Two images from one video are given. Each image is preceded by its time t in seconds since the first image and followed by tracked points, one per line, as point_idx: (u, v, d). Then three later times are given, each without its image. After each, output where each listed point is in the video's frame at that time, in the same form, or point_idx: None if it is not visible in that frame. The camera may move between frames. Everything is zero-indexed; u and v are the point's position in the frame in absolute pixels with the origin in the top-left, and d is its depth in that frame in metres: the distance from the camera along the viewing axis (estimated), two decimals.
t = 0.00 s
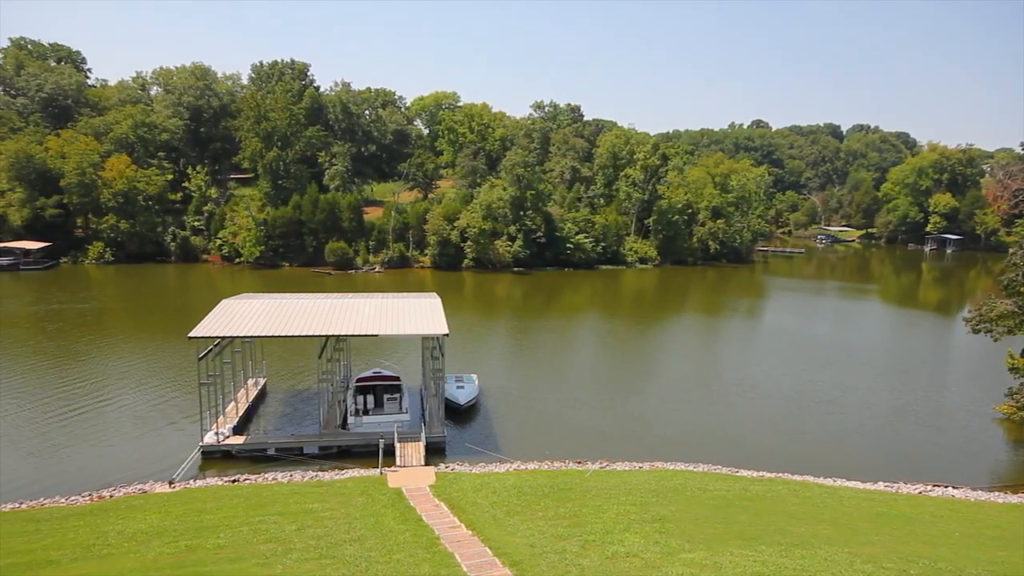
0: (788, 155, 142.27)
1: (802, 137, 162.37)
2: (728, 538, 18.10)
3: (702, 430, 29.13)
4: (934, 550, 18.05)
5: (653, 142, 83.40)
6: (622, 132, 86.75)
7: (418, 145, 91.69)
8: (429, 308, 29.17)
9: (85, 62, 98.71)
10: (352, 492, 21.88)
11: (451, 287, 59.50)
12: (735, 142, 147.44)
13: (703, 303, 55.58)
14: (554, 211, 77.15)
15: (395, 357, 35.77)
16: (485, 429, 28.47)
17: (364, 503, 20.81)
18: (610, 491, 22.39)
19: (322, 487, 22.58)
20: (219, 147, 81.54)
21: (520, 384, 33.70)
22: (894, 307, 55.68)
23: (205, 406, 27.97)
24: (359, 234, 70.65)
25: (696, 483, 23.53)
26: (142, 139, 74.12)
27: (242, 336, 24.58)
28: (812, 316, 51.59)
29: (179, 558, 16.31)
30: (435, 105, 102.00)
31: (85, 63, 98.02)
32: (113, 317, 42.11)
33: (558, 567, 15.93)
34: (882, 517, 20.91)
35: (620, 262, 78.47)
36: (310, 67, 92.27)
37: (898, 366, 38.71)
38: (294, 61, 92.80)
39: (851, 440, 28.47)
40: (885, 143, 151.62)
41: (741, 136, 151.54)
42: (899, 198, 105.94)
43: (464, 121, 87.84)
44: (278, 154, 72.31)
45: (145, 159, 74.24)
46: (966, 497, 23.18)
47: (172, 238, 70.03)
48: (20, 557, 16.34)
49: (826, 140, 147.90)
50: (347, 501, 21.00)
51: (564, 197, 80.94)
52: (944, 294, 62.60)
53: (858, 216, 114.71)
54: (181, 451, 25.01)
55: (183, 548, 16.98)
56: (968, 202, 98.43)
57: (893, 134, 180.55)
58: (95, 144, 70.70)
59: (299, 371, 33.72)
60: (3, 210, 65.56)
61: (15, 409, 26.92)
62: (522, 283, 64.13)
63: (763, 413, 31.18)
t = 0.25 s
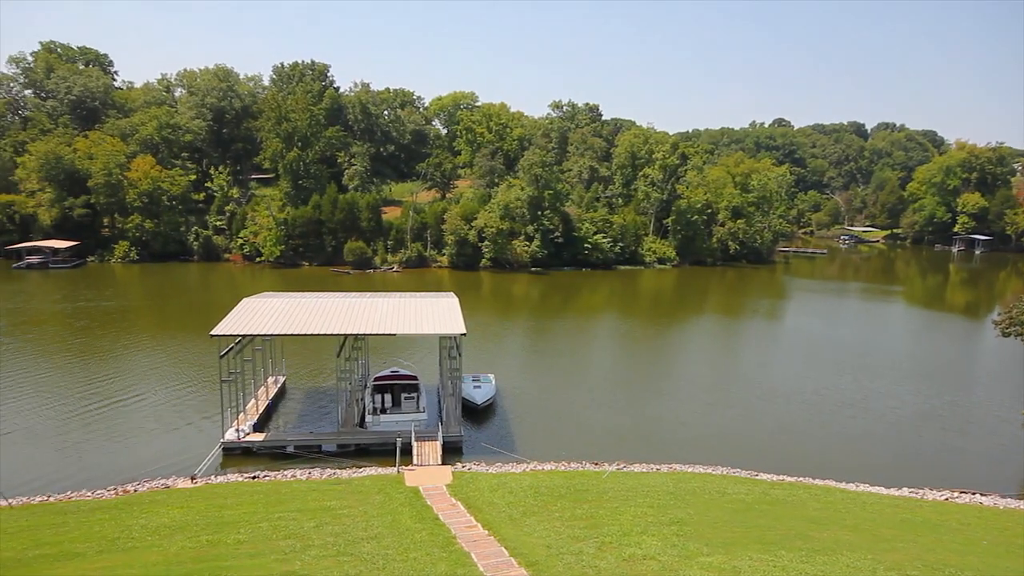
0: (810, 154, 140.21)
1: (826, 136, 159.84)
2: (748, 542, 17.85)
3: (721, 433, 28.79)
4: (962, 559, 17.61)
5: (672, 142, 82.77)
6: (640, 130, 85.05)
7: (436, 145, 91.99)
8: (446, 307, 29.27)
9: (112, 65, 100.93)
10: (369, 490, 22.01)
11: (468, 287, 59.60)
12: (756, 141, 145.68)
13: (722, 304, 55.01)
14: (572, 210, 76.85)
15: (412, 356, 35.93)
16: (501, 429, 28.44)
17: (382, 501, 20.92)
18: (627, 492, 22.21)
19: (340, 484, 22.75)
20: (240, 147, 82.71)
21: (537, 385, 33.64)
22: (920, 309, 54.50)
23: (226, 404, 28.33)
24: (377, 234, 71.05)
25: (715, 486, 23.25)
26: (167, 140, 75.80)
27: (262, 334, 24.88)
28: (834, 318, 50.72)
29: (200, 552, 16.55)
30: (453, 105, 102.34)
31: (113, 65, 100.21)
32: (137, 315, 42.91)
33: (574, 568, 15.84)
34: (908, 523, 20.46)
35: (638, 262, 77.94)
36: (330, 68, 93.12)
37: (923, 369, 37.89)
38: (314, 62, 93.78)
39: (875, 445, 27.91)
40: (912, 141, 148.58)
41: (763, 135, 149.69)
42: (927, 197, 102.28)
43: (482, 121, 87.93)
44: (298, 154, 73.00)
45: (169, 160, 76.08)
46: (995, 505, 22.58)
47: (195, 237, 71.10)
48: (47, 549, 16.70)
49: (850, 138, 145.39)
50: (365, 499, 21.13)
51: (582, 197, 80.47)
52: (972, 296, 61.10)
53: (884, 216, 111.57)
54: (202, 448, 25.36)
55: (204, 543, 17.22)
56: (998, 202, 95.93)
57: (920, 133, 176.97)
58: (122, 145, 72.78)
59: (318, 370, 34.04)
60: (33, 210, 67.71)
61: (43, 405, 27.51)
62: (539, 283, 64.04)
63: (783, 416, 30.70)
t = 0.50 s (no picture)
0: (834, 153, 138.10)
1: (850, 135, 157.28)
2: (768, 547, 17.60)
3: (740, 436, 28.42)
4: (990, 568, 17.17)
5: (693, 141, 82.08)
6: (661, 130, 85.57)
7: (455, 145, 92.33)
8: (465, 307, 29.31)
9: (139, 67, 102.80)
10: (387, 489, 22.13)
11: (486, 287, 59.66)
12: (778, 140, 143.92)
13: (743, 305, 54.37)
14: (591, 210, 76.48)
15: (431, 355, 36.07)
16: (519, 429, 28.43)
17: (399, 499, 21.03)
18: (645, 494, 22.04)
19: (358, 482, 22.91)
20: (262, 148, 83.73)
21: (555, 385, 33.53)
22: (947, 312, 53.32)
23: (248, 401, 28.67)
24: (396, 233, 71.38)
25: (734, 489, 22.97)
26: (191, 141, 77.12)
27: (284, 332, 25.14)
28: (858, 320, 49.84)
29: (220, 547, 16.75)
30: (472, 105, 102.49)
31: (139, 68, 102.11)
32: (161, 313, 43.65)
33: (591, 570, 15.75)
34: (934, 530, 20.01)
35: (657, 263, 77.38)
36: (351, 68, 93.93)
37: (949, 373, 37.05)
38: (335, 63, 94.65)
39: (899, 450, 27.35)
40: (939, 140, 145.58)
41: (785, 134, 147.69)
42: (954, 197, 100.32)
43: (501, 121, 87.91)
44: (318, 154, 73.70)
45: (193, 160, 77.39)
46: None
47: (218, 236, 72.11)
48: (73, 541, 17.04)
49: (875, 137, 142.91)
50: (383, 497, 21.25)
51: (601, 197, 80.09)
52: (1002, 298, 59.60)
53: (909, 216, 109.17)
54: (224, 444, 25.70)
55: (225, 538, 17.44)
56: None
57: (947, 131, 173.48)
58: (148, 146, 74.14)
59: (337, 368, 34.31)
60: (62, 209, 69.47)
61: (70, 401, 28.06)
62: (558, 283, 63.92)
63: (804, 420, 30.25)
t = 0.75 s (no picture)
0: (859, 152, 135.89)
1: (876, 134, 154.59)
2: (789, 551, 17.36)
3: (761, 438, 28.08)
4: None
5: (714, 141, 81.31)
6: (680, 129, 84.44)
7: (474, 145, 92.54)
8: (484, 307, 29.36)
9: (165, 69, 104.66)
10: (405, 487, 22.25)
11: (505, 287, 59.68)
12: (801, 139, 142.06)
13: (765, 306, 53.74)
14: (610, 210, 76.08)
15: (449, 355, 36.20)
16: (537, 429, 28.40)
17: (418, 498, 21.12)
18: (664, 496, 21.88)
19: (377, 480, 23.07)
20: (284, 148, 84.68)
21: (573, 386, 33.44)
22: (975, 314, 52.12)
23: (269, 399, 28.99)
24: (415, 233, 71.66)
25: (754, 492, 22.69)
26: (215, 141, 78.35)
27: (304, 331, 25.38)
28: (882, 322, 48.95)
29: (241, 543, 16.97)
30: (492, 104, 102.59)
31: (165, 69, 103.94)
32: (185, 311, 44.32)
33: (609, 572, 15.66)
34: (961, 537, 19.56)
35: (677, 263, 76.77)
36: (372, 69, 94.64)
37: (977, 377, 36.21)
38: (356, 64, 95.44)
39: (924, 455, 26.81)
40: (968, 138, 142.35)
41: (809, 133, 145.60)
42: (983, 196, 97.23)
43: (520, 121, 87.92)
44: (339, 155, 74.34)
45: (217, 160, 78.56)
46: None
47: (240, 236, 73.08)
48: (99, 534, 17.36)
49: (901, 136, 140.30)
50: (401, 496, 21.35)
51: (620, 198, 79.64)
52: None
53: (936, 216, 107.09)
54: (246, 441, 26.02)
55: (246, 533, 17.66)
56: None
57: (977, 130, 169.68)
58: (173, 147, 75.39)
59: (357, 367, 34.59)
60: (90, 209, 71.03)
61: (97, 397, 28.61)
62: (576, 283, 63.78)
63: (827, 423, 29.79)
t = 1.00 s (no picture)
0: (885, 151, 133.60)
1: (903, 133, 151.89)
2: (811, 556, 17.11)
3: (782, 441, 27.76)
4: None
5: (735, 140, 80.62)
6: (702, 129, 84.18)
7: (494, 145, 92.63)
8: (502, 307, 29.37)
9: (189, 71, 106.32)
10: (423, 486, 22.34)
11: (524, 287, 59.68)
12: (825, 138, 140.15)
13: (787, 308, 53.06)
14: (630, 210, 75.55)
15: (468, 354, 36.27)
16: (556, 430, 28.34)
17: (436, 497, 21.19)
18: (683, 499, 21.71)
19: (396, 478, 23.19)
20: (306, 148, 85.46)
21: (592, 386, 33.32)
22: (1005, 317, 50.96)
23: (290, 397, 29.29)
24: (435, 233, 71.89)
25: (776, 496, 22.39)
26: (238, 142, 79.50)
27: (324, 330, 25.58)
28: (907, 324, 48.08)
29: (262, 539, 17.17)
30: (511, 104, 102.53)
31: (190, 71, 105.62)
32: (208, 309, 45.01)
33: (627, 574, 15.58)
34: (989, 545, 19.14)
35: (698, 264, 76.10)
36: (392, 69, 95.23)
37: (1005, 381, 35.41)
38: (377, 64, 96.09)
39: (951, 461, 26.27)
40: (998, 137, 139.26)
41: (833, 132, 143.49)
42: (1013, 196, 95.65)
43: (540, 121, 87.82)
44: (359, 155, 74.90)
45: (240, 161, 79.82)
46: None
47: (262, 235, 73.94)
48: (124, 528, 17.68)
49: (928, 135, 137.70)
50: (419, 494, 21.44)
51: (640, 198, 79.09)
52: None
53: (965, 216, 104.96)
54: (267, 438, 26.31)
55: (267, 529, 17.86)
56: None
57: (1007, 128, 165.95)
58: (197, 147, 76.55)
59: (376, 366, 34.81)
60: (117, 209, 72.40)
61: (123, 394, 29.13)
62: (596, 283, 63.48)
63: (850, 426, 29.33)
